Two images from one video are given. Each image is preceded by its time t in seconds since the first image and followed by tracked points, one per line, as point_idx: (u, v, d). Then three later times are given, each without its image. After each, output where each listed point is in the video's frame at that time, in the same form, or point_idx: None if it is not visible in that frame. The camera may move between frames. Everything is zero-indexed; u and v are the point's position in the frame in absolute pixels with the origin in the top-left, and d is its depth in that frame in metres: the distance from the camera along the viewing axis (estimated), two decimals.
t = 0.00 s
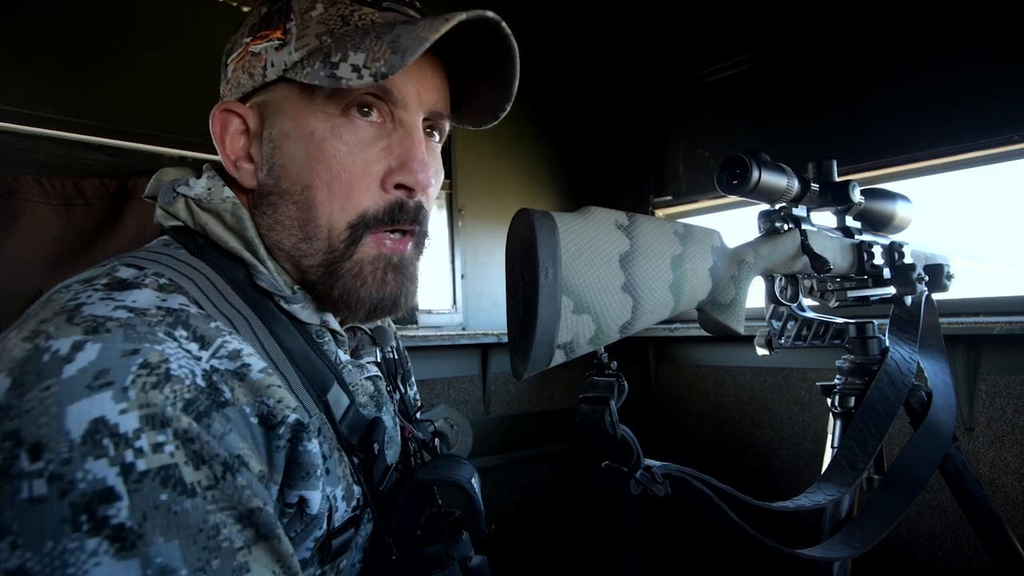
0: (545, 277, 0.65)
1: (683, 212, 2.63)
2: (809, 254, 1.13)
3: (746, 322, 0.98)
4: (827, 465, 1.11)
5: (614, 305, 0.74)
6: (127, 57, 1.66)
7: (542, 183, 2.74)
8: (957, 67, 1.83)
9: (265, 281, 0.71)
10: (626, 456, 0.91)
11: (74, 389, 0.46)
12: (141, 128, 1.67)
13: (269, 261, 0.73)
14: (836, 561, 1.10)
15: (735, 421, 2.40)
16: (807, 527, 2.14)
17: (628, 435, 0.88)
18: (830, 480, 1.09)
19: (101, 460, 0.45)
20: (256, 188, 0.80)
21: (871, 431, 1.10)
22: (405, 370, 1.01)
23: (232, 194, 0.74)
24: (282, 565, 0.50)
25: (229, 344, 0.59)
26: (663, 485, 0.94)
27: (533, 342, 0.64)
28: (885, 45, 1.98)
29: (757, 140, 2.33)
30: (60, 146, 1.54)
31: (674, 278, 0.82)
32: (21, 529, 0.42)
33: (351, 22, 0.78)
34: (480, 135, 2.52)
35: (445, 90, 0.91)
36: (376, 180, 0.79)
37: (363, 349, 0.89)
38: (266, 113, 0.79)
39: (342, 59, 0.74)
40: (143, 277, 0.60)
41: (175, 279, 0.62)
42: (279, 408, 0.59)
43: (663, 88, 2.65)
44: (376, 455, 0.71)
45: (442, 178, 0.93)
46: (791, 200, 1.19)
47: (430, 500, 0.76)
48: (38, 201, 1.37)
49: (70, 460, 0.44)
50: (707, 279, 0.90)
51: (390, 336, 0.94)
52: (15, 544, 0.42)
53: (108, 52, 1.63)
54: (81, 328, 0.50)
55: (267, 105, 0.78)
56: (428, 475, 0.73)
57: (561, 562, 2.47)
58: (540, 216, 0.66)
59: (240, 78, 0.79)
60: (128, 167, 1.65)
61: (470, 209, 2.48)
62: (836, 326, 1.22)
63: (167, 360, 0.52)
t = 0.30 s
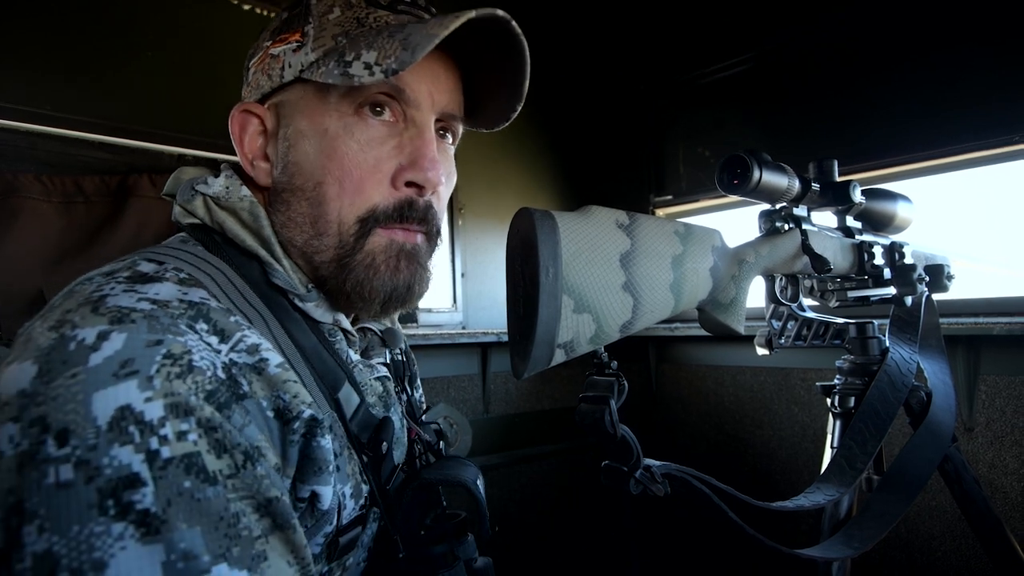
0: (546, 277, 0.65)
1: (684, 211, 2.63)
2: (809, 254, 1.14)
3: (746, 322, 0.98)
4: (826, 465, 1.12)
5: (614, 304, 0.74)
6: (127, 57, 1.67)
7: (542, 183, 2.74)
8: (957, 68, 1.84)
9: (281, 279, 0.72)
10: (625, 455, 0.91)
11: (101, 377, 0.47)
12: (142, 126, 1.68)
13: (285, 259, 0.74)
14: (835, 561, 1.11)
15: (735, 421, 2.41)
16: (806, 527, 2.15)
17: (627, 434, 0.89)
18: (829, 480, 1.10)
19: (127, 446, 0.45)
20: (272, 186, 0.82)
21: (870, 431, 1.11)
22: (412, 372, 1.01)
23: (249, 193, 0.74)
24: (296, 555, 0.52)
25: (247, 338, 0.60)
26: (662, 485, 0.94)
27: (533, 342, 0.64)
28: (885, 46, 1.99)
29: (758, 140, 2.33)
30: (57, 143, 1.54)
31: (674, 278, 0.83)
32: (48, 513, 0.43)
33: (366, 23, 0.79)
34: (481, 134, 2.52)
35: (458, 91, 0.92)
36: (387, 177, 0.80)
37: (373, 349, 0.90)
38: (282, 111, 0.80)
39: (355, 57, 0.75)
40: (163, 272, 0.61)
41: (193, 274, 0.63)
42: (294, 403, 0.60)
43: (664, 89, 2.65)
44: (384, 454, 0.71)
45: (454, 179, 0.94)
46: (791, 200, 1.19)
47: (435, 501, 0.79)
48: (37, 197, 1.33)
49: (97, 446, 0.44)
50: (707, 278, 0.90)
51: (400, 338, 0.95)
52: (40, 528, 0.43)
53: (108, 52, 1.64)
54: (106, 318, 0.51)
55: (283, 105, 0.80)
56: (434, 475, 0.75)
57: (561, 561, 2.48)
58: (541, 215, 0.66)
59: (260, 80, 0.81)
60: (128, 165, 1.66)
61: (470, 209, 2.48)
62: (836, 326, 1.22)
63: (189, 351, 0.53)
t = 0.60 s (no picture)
0: (546, 278, 0.66)
1: (684, 213, 2.64)
2: (809, 256, 1.14)
3: (746, 324, 0.98)
4: (825, 466, 1.12)
5: (615, 305, 0.75)
6: (127, 56, 1.67)
7: (542, 183, 2.74)
8: (958, 67, 1.85)
9: (286, 280, 0.72)
10: (625, 457, 0.91)
11: (110, 370, 0.48)
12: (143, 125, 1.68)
13: (289, 259, 0.74)
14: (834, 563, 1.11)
15: (734, 422, 2.41)
16: (805, 529, 2.16)
17: (627, 436, 0.89)
18: (828, 483, 1.10)
19: (135, 439, 0.46)
20: (281, 189, 0.82)
21: (870, 434, 1.11)
22: (414, 375, 1.01)
23: (257, 194, 0.75)
24: (298, 551, 0.53)
25: (253, 336, 0.60)
26: (661, 486, 0.95)
27: (533, 342, 0.65)
28: (887, 47, 2.00)
29: (758, 141, 2.34)
30: (60, 142, 1.56)
31: (674, 279, 0.83)
32: (56, 504, 0.43)
33: (380, 33, 0.79)
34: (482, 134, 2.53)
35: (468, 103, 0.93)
36: (398, 186, 0.80)
37: (375, 351, 0.92)
38: (295, 116, 0.80)
39: (370, 68, 0.76)
40: (171, 269, 0.61)
41: (200, 272, 0.64)
42: (299, 400, 0.60)
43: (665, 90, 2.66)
44: (387, 455, 0.72)
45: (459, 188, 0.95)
46: (792, 202, 1.20)
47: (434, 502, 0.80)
48: (38, 196, 1.32)
49: (105, 439, 0.45)
50: (707, 280, 0.91)
51: (402, 339, 0.97)
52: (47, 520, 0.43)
53: (107, 51, 1.64)
54: (115, 313, 0.52)
55: (295, 109, 0.80)
56: (436, 475, 0.75)
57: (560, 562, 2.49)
58: (542, 216, 0.67)
59: (271, 82, 0.81)
60: (128, 164, 1.67)
61: (470, 210, 2.49)
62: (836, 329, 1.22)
63: (197, 347, 0.54)
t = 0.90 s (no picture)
0: (546, 278, 0.67)
1: (684, 213, 2.65)
2: (809, 257, 1.15)
3: (746, 324, 0.99)
4: (825, 467, 1.13)
5: (615, 306, 0.75)
6: (127, 56, 1.68)
7: (542, 184, 2.74)
8: (958, 67, 1.86)
9: (296, 283, 0.73)
10: (625, 457, 0.92)
11: (122, 373, 0.48)
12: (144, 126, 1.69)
13: (301, 263, 0.76)
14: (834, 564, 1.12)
15: (734, 423, 2.42)
16: (805, 530, 2.16)
17: (627, 436, 0.90)
18: (827, 484, 1.11)
19: (146, 441, 0.47)
20: (320, 199, 0.82)
21: (870, 435, 1.12)
22: (410, 378, 1.03)
23: (267, 198, 0.77)
24: (304, 554, 0.53)
25: (262, 339, 0.61)
26: (660, 487, 0.95)
27: (533, 341, 0.65)
28: (887, 48, 2.00)
29: (758, 141, 2.34)
30: (59, 141, 1.57)
31: (674, 280, 0.84)
32: (67, 505, 0.44)
33: (423, 53, 0.82)
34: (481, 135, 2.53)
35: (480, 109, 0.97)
36: (441, 196, 0.84)
37: (376, 352, 0.94)
38: (334, 127, 0.80)
39: (430, 91, 0.79)
40: (180, 271, 0.62)
41: (209, 275, 0.65)
42: (307, 403, 0.61)
43: (665, 90, 2.66)
44: (388, 456, 0.73)
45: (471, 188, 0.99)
46: (792, 203, 1.20)
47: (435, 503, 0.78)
48: (38, 196, 1.34)
49: (117, 440, 0.46)
50: (707, 281, 0.92)
51: (402, 340, 0.98)
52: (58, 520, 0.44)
53: (107, 51, 1.65)
54: (128, 316, 0.53)
55: (333, 120, 0.80)
56: (434, 475, 0.76)
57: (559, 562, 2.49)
58: (542, 216, 0.68)
59: (298, 88, 0.80)
60: (127, 163, 1.68)
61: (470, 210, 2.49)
62: (835, 329, 1.23)
63: (207, 350, 0.54)
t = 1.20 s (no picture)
0: (546, 279, 0.67)
1: (685, 214, 2.66)
2: (810, 257, 1.15)
3: (747, 325, 0.99)
4: (825, 468, 1.13)
5: (615, 306, 0.76)
6: (127, 57, 1.68)
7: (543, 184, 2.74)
8: (958, 67, 1.86)
9: (301, 285, 0.74)
10: (626, 458, 0.93)
11: (131, 373, 0.49)
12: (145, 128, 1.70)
13: (306, 265, 0.76)
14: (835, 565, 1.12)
15: (735, 423, 2.43)
16: (806, 530, 2.17)
17: (627, 437, 0.91)
18: (828, 484, 1.11)
19: (154, 440, 0.47)
20: (348, 207, 0.83)
21: (871, 435, 1.12)
22: (409, 380, 1.03)
23: (271, 202, 0.78)
24: (308, 554, 0.54)
25: (267, 340, 0.62)
26: (662, 488, 0.96)
27: (534, 343, 0.66)
28: (887, 48, 2.01)
29: (758, 141, 2.35)
30: (59, 144, 1.57)
31: (674, 280, 0.85)
32: (75, 503, 0.44)
33: (442, 63, 0.85)
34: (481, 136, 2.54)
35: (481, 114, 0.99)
36: (460, 199, 0.87)
37: (376, 352, 0.94)
38: (362, 136, 0.82)
39: (458, 101, 0.83)
40: (186, 273, 0.63)
41: (214, 276, 0.65)
42: (311, 403, 0.62)
43: (666, 91, 2.67)
44: (389, 456, 0.73)
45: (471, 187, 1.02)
46: (792, 204, 1.21)
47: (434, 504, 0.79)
48: (39, 199, 1.34)
49: (125, 439, 0.46)
50: (707, 281, 0.92)
51: (402, 339, 0.99)
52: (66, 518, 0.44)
53: (108, 52, 1.65)
54: (136, 316, 0.53)
55: (360, 129, 0.82)
56: (432, 475, 0.76)
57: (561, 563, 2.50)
58: (542, 218, 0.68)
59: (323, 99, 0.80)
60: (127, 166, 1.68)
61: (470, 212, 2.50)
62: (836, 329, 1.23)
63: (215, 351, 0.55)
